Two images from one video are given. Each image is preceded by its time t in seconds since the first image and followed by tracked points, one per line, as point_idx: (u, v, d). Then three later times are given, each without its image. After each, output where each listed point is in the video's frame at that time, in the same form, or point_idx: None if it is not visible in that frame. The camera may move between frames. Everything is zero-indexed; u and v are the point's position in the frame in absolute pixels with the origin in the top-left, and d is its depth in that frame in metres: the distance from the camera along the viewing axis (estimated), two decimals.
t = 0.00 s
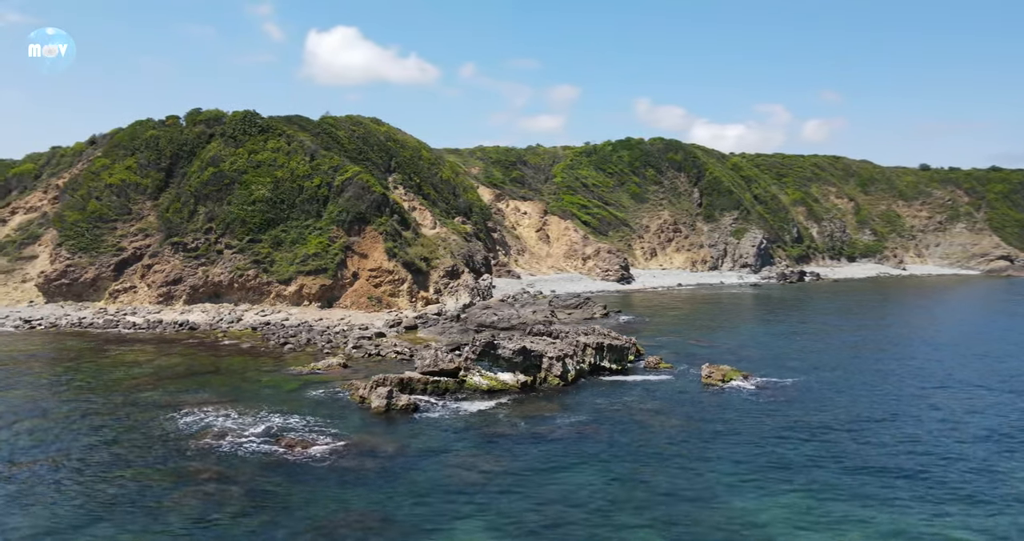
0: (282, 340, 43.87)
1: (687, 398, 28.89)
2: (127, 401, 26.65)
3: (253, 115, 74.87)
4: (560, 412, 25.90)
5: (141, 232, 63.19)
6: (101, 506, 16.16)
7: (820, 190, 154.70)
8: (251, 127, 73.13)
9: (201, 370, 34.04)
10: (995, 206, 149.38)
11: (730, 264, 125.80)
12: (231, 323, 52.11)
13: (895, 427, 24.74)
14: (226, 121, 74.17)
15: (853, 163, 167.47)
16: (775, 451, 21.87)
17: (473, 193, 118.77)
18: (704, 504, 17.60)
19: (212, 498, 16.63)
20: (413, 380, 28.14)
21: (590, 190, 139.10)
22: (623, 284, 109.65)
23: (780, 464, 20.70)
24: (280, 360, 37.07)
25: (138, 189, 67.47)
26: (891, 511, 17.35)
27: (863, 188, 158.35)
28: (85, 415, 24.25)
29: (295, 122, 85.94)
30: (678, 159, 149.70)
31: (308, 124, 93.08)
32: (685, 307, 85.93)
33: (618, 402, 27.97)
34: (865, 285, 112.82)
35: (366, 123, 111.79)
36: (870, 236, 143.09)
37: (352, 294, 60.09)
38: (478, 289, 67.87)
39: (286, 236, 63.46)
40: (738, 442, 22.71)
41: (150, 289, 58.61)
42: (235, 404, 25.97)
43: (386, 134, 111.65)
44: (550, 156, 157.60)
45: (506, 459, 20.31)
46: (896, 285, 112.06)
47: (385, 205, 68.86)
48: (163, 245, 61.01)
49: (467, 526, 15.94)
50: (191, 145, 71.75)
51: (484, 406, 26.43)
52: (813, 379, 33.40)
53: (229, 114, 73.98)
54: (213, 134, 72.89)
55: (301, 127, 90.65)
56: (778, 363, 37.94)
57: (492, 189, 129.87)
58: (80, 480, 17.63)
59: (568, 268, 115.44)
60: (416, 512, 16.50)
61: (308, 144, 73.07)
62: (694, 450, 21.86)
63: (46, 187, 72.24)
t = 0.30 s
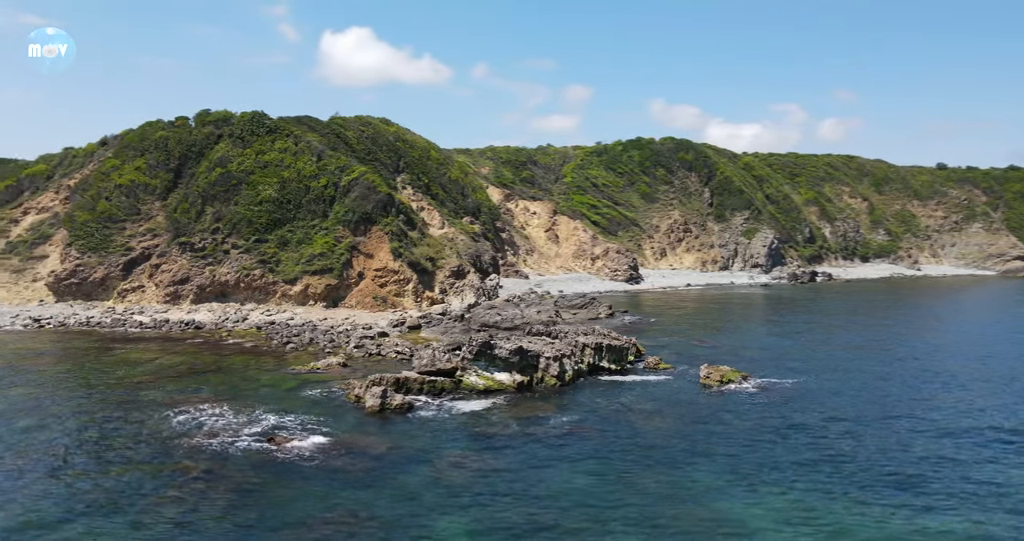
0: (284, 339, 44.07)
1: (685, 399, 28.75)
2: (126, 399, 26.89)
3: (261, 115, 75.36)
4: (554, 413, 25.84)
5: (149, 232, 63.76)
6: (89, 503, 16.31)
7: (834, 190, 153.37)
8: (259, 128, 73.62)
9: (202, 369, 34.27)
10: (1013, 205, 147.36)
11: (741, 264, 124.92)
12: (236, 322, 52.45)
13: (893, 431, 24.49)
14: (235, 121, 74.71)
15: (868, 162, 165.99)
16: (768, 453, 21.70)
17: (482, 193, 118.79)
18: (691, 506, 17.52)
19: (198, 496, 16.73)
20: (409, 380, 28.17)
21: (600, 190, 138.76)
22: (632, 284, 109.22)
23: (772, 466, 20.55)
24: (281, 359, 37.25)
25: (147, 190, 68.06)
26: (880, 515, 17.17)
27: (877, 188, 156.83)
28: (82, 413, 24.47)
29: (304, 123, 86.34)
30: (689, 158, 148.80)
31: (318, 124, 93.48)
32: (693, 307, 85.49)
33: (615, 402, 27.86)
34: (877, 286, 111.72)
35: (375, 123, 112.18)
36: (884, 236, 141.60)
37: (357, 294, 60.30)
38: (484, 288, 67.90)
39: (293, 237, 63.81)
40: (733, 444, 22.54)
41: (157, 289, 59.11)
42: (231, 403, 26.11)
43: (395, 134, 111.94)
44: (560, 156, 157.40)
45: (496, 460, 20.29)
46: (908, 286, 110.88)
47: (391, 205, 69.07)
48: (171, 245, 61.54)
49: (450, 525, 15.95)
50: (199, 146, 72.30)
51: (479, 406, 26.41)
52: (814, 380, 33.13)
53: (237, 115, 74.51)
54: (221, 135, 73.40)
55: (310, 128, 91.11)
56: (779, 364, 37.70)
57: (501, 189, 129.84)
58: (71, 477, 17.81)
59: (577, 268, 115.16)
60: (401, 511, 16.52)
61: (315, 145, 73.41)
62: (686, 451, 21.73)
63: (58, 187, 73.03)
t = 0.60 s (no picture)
0: (287, 339, 44.25)
1: (683, 400, 28.65)
2: (125, 398, 27.11)
3: (268, 116, 75.83)
4: (551, 413, 25.85)
5: (157, 232, 64.30)
6: (79, 502, 16.43)
7: (845, 190, 152.23)
8: (266, 129, 74.09)
9: (203, 368, 34.52)
10: None
11: (750, 265, 124.22)
12: (241, 322, 52.78)
13: (891, 433, 24.30)
14: (242, 122, 75.17)
15: (880, 162, 164.70)
16: (763, 455, 21.61)
17: (490, 193, 118.84)
18: (680, 508, 17.45)
19: (187, 495, 16.82)
20: (405, 380, 28.22)
21: (609, 190, 138.47)
22: (640, 285, 108.85)
23: (765, 468, 20.45)
24: (282, 358, 37.47)
25: (155, 190, 68.63)
26: (872, 519, 17.05)
27: (889, 187, 155.65)
28: (80, 411, 24.69)
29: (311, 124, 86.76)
30: (699, 158, 148.08)
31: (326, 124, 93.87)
32: (702, 308, 85.12)
33: (611, 402, 27.83)
34: (888, 286, 110.81)
35: (382, 124, 112.48)
36: (896, 236, 140.35)
37: (362, 294, 60.51)
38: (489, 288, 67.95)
39: (298, 237, 64.15)
40: (728, 445, 22.45)
41: (164, 288, 59.60)
42: (227, 402, 26.24)
43: (402, 134, 112.18)
44: (569, 156, 157.16)
45: (488, 460, 20.32)
46: (920, 286, 109.91)
47: (397, 205, 69.26)
48: (178, 245, 62.05)
49: (437, 525, 15.97)
50: (207, 146, 72.78)
51: (474, 406, 26.44)
52: (815, 381, 32.94)
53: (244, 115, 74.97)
54: (228, 135, 73.86)
55: (317, 128, 91.53)
56: (781, 365, 37.48)
57: (510, 189, 129.85)
58: (63, 475, 17.95)
59: (584, 268, 114.95)
60: (390, 511, 16.55)
61: (322, 145, 73.73)
62: (679, 453, 21.66)
63: (67, 188, 73.76)
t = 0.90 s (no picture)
0: (290, 338, 44.48)
1: (679, 401, 28.53)
2: (123, 396, 27.36)
3: (276, 117, 76.25)
4: (545, 413, 25.82)
5: (165, 232, 64.87)
6: (67, 498, 16.61)
7: (859, 189, 150.83)
8: (273, 129, 74.51)
9: (204, 367, 34.78)
10: None
11: (761, 265, 123.33)
12: (246, 321, 53.12)
13: (888, 436, 24.05)
14: (250, 123, 75.63)
15: (895, 161, 163.07)
16: (755, 456, 21.45)
17: (499, 193, 118.71)
18: (667, 509, 17.34)
19: (174, 493, 16.94)
20: (401, 380, 28.30)
21: (619, 190, 138.01)
22: (649, 285, 108.32)
23: (756, 470, 20.32)
24: (282, 357, 37.68)
25: (163, 190, 69.23)
26: (860, 523, 16.88)
27: (904, 187, 154.17)
28: (78, 409, 24.96)
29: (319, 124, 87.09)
30: (710, 157, 147.14)
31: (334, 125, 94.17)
32: (710, 308, 84.58)
33: (607, 402, 27.74)
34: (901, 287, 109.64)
35: (391, 124, 112.74)
36: (911, 236, 138.83)
37: (367, 293, 60.72)
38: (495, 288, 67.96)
39: (304, 236, 64.49)
40: (721, 447, 22.31)
41: (171, 288, 60.13)
42: (224, 401, 26.40)
43: (411, 134, 112.37)
44: (579, 156, 156.80)
45: (477, 460, 20.33)
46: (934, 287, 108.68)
47: (403, 205, 69.43)
48: (185, 245, 62.58)
49: (420, 524, 15.99)
50: (215, 147, 73.29)
51: (468, 406, 26.45)
52: (816, 383, 32.65)
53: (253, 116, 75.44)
54: (236, 136, 74.34)
55: (326, 129, 91.85)
56: (783, 366, 37.20)
57: (519, 189, 129.71)
58: (54, 472, 18.13)
59: (593, 268, 114.61)
60: (374, 510, 16.59)
61: (329, 146, 74.04)
62: (671, 454, 21.56)
63: (79, 188, 74.59)
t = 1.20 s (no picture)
0: (292, 338, 44.69)
1: (676, 402, 28.44)
2: (122, 394, 27.61)
3: (283, 117, 76.66)
4: (540, 413, 25.83)
5: (172, 232, 65.38)
6: (57, 495, 16.78)
7: (871, 189, 149.61)
8: (280, 130, 74.92)
9: (205, 366, 35.05)
10: None
11: (771, 265, 122.58)
12: (250, 321, 53.43)
13: (884, 438, 23.84)
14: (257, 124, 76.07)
15: (908, 160, 161.62)
16: (748, 458, 21.35)
17: (506, 193, 118.62)
18: (654, 510, 17.28)
19: (162, 491, 17.07)
20: (397, 380, 28.40)
21: (628, 189, 137.65)
22: (656, 285, 107.86)
23: (747, 471, 20.21)
24: (283, 357, 37.88)
25: (171, 191, 69.78)
26: (847, 526, 16.76)
27: (917, 186, 152.92)
28: (76, 407, 25.21)
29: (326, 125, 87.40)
30: (719, 157, 146.43)
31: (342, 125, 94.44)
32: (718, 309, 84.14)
33: (603, 403, 27.70)
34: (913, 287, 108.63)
35: (399, 124, 113.01)
36: (924, 236, 137.46)
37: (372, 293, 60.93)
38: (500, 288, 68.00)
39: (309, 236, 64.80)
40: (713, 448, 22.22)
41: (178, 287, 60.60)
42: (220, 400, 26.57)
43: (419, 134, 112.55)
44: (589, 155, 156.50)
45: (467, 460, 20.32)
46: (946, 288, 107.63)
47: (408, 205, 69.58)
48: (192, 245, 63.08)
49: (403, 522, 16.03)
50: (222, 147, 73.76)
51: (464, 406, 26.49)
52: (816, 384, 32.43)
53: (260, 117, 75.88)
54: (243, 136, 74.80)
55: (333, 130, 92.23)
56: (785, 367, 36.98)
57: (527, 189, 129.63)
58: (48, 470, 18.32)
59: (601, 268, 114.37)
60: (361, 508, 16.64)
61: (335, 146, 74.33)
62: (663, 455, 21.48)
63: (88, 189, 75.34)
